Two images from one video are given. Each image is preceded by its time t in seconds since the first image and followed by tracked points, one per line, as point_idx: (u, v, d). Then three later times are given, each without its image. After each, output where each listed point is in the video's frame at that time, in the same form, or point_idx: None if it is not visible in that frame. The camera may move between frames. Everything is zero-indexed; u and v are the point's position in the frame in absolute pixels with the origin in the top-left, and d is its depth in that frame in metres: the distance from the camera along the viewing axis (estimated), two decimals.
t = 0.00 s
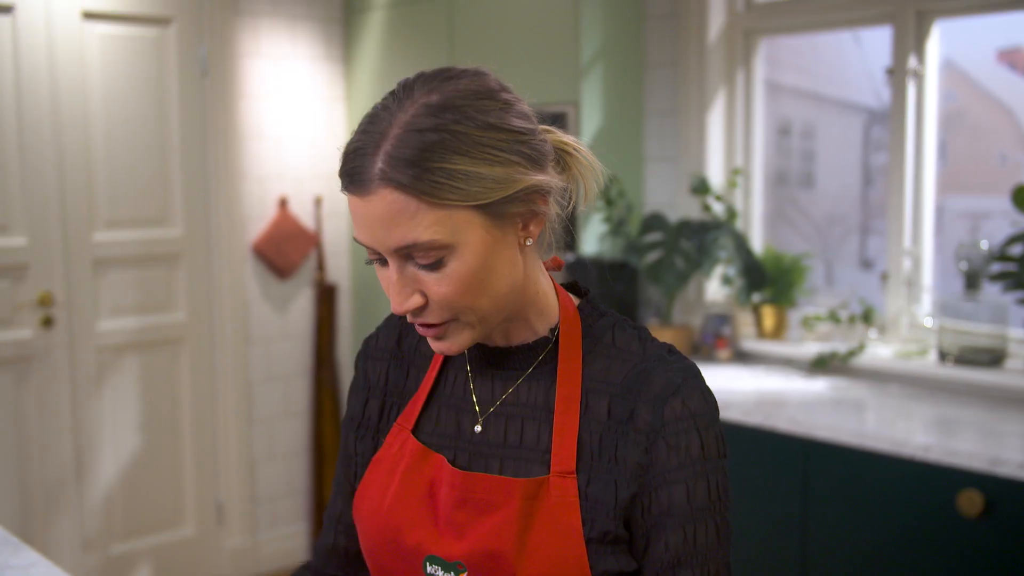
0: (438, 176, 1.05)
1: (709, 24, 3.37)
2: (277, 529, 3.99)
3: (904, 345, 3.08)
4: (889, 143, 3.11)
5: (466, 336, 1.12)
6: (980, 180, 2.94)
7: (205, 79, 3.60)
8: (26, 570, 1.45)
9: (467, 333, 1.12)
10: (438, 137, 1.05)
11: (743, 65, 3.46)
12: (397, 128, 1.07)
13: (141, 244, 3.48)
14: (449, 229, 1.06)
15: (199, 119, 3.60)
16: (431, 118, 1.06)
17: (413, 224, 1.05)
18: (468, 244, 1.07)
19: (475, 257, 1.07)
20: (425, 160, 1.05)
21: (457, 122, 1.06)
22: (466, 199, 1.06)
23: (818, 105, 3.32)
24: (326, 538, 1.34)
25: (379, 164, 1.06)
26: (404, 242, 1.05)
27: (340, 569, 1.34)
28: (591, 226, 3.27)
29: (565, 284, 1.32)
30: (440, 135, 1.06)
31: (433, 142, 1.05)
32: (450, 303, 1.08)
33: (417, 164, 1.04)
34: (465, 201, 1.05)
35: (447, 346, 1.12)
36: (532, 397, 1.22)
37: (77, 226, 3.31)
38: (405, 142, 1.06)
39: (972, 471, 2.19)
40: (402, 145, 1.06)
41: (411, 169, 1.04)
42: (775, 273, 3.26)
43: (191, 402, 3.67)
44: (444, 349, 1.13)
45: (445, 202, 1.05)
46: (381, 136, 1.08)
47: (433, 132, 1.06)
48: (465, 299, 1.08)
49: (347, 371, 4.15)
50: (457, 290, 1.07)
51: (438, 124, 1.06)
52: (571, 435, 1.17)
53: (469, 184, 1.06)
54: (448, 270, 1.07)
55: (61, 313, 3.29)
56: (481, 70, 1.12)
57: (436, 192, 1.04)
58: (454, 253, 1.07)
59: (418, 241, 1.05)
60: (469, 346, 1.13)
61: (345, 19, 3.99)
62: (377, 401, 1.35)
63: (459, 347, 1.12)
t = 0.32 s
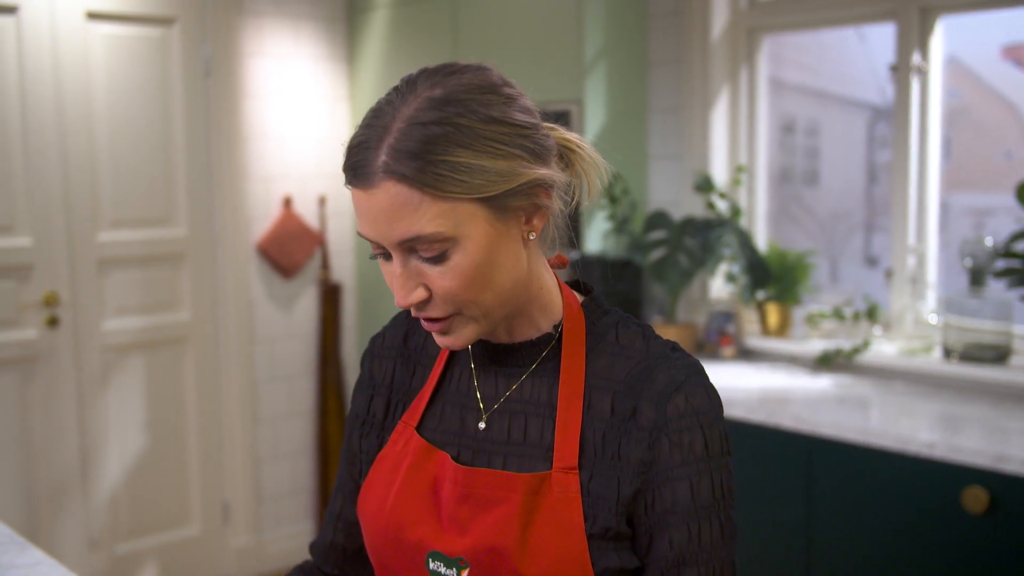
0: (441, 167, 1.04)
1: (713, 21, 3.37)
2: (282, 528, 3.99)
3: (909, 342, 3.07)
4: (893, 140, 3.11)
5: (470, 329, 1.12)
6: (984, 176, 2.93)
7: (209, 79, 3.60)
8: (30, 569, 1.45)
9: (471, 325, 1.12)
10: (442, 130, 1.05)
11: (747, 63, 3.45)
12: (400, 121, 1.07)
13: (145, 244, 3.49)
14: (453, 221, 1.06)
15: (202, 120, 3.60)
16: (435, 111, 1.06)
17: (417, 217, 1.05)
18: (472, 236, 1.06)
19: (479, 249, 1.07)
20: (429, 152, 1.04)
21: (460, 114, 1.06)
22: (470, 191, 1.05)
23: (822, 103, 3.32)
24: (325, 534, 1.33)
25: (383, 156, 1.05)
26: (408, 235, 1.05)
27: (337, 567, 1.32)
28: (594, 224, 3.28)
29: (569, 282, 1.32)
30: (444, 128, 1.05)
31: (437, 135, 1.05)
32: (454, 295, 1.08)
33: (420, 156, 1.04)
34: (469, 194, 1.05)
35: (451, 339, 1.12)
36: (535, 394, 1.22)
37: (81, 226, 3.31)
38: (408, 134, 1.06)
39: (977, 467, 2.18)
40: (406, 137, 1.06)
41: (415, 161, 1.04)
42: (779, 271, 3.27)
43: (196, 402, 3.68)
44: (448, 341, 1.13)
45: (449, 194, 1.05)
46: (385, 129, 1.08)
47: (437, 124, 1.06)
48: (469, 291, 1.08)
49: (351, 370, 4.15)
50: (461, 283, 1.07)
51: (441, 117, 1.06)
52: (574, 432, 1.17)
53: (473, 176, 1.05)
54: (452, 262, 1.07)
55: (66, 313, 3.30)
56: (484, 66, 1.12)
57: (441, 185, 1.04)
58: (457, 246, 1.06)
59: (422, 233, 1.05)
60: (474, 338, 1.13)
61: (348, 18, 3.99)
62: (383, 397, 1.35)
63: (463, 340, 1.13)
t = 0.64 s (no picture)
0: (466, 136, 1.05)
1: (716, 23, 3.37)
2: (287, 530, 3.99)
3: (913, 343, 3.07)
4: (897, 141, 3.11)
5: (482, 310, 1.10)
6: (988, 177, 2.93)
7: (212, 81, 3.61)
8: (35, 571, 1.46)
9: (483, 306, 1.10)
10: (468, 102, 1.07)
11: (750, 64, 3.46)
12: (426, 94, 1.08)
13: (150, 247, 3.50)
14: (475, 190, 1.06)
15: (206, 122, 3.61)
16: (462, 86, 1.08)
17: (440, 183, 1.05)
18: (492, 208, 1.06)
19: (497, 223, 1.07)
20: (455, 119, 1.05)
21: (485, 90, 1.08)
22: (494, 161, 1.06)
23: (826, 104, 3.32)
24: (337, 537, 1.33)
25: (409, 125, 1.06)
26: (431, 200, 1.05)
27: (352, 569, 1.33)
28: (599, 228, 3.31)
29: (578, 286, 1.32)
30: (470, 101, 1.07)
31: (463, 107, 1.06)
32: (471, 269, 1.06)
33: (447, 123, 1.05)
34: (493, 164, 1.06)
35: (461, 320, 1.10)
36: (543, 390, 1.21)
37: (86, 229, 3.32)
38: (435, 105, 1.06)
39: (980, 468, 2.18)
40: (432, 107, 1.06)
41: (441, 127, 1.05)
42: (782, 272, 3.26)
43: (201, 404, 3.68)
44: (457, 323, 1.10)
45: (473, 162, 1.05)
46: (410, 102, 1.08)
47: (463, 97, 1.07)
48: (486, 265, 1.07)
49: (355, 372, 4.16)
50: (478, 255, 1.06)
51: (467, 91, 1.07)
52: (580, 428, 1.16)
53: (496, 147, 1.06)
54: (471, 234, 1.06)
55: (71, 316, 3.31)
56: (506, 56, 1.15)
57: (466, 151, 1.04)
58: (477, 217, 1.06)
59: (444, 199, 1.05)
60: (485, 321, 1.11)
61: (351, 20, 4.00)
62: (392, 398, 1.34)
63: (473, 322, 1.10)
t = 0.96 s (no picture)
0: (503, 105, 1.10)
1: (714, 29, 3.38)
2: (286, 535, 3.99)
3: (910, 349, 3.07)
4: (895, 147, 3.11)
5: (504, 286, 1.10)
6: (986, 183, 2.94)
7: (212, 85, 3.62)
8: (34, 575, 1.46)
9: (505, 281, 1.10)
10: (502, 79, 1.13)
11: (748, 70, 3.47)
12: (461, 71, 1.14)
13: (149, 251, 3.50)
14: (508, 158, 1.10)
15: (205, 126, 3.62)
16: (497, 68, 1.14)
17: (475, 147, 1.09)
18: (523, 178, 1.10)
19: (527, 194, 1.10)
20: (493, 89, 1.11)
21: (518, 75, 1.14)
22: (526, 133, 1.11)
23: (824, 110, 3.33)
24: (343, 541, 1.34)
25: (447, 95, 1.11)
26: (467, 162, 1.09)
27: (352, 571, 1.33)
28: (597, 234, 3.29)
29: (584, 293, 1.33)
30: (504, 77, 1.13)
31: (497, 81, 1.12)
32: (500, 236, 1.09)
33: (485, 91, 1.10)
34: (524, 136, 1.10)
35: (483, 295, 1.10)
36: (548, 390, 1.21)
37: (86, 233, 3.33)
38: (472, 79, 1.12)
39: (977, 474, 2.19)
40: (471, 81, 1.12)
41: (480, 96, 1.10)
42: (780, 278, 3.28)
43: (200, 409, 3.69)
44: (479, 298, 1.10)
45: (507, 131, 1.10)
46: (446, 77, 1.14)
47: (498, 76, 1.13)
48: (514, 235, 1.09)
49: (353, 376, 4.16)
50: (508, 222, 1.09)
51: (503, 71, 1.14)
52: (584, 426, 1.15)
53: (529, 120, 1.11)
54: (502, 201, 1.09)
55: (70, 319, 3.31)
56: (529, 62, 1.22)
57: (501, 118, 1.10)
58: (509, 185, 1.10)
59: (480, 162, 1.09)
60: (507, 298, 1.11)
61: (350, 25, 4.00)
62: (397, 401, 1.35)
63: (494, 298, 1.10)
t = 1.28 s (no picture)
0: (511, 111, 1.11)
1: (710, 37, 3.39)
2: (280, 539, 3.99)
3: (904, 357, 3.08)
4: (890, 155, 3.13)
5: (507, 290, 1.11)
6: (980, 192, 2.95)
7: (209, 88, 3.62)
8: None
9: (508, 286, 1.11)
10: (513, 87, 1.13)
11: (744, 77, 3.48)
12: (472, 77, 1.15)
13: (146, 254, 3.50)
14: (514, 164, 1.11)
15: (203, 129, 3.62)
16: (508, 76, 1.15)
17: (482, 152, 1.10)
18: (528, 183, 1.11)
19: (532, 199, 1.11)
20: (503, 96, 1.11)
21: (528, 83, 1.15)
22: (534, 141, 1.11)
23: (820, 118, 3.34)
24: (343, 542, 1.33)
25: (457, 99, 1.12)
26: (474, 167, 1.10)
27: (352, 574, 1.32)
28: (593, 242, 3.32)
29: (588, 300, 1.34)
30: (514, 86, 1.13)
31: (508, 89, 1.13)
32: (504, 240, 1.09)
33: (494, 97, 1.11)
34: (532, 143, 1.11)
35: (486, 298, 1.10)
36: (551, 395, 1.21)
37: (82, 235, 3.33)
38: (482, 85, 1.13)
39: (971, 482, 2.20)
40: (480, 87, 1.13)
41: (489, 102, 1.11)
42: (775, 286, 3.28)
43: (195, 412, 3.68)
44: (482, 301, 1.11)
45: (515, 137, 1.11)
46: (457, 83, 1.15)
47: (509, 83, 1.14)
48: (518, 240, 1.10)
49: (348, 380, 4.17)
50: (512, 227, 1.09)
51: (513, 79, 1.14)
52: (586, 432, 1.16)
53: (537, 128, 1.12)
54: (507, 206, 1.10)
55: (65, 322, 3.31)
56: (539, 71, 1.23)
57: (509, 125, 1.10)
58: (514, 190, 1.10)
59: (486, 167, 1.10)
60: (510, 302, 1.11)
61: (347, 29, 4.01)
62: (401, 403, 1.35)
63: (497, 303, 1.11)
